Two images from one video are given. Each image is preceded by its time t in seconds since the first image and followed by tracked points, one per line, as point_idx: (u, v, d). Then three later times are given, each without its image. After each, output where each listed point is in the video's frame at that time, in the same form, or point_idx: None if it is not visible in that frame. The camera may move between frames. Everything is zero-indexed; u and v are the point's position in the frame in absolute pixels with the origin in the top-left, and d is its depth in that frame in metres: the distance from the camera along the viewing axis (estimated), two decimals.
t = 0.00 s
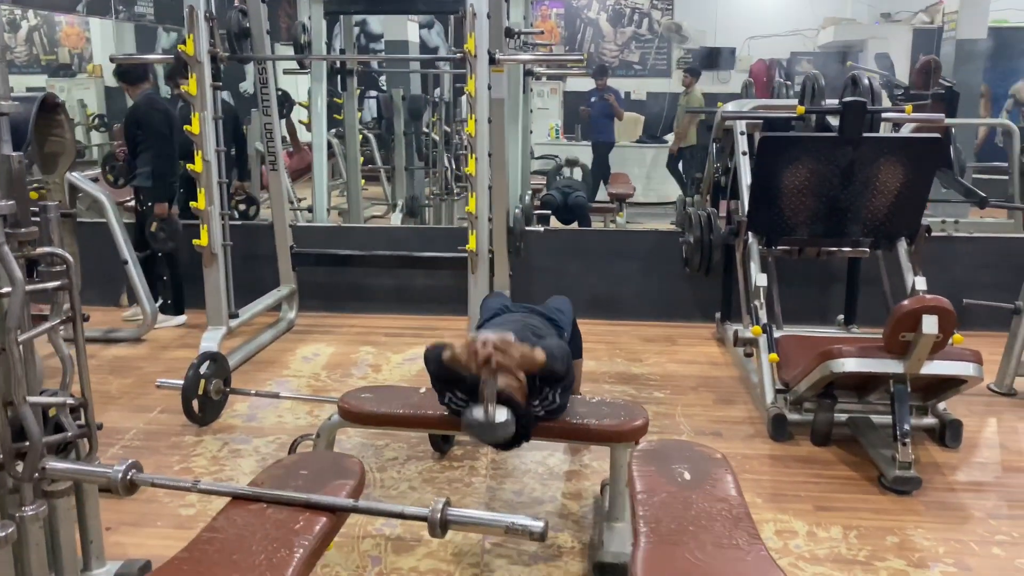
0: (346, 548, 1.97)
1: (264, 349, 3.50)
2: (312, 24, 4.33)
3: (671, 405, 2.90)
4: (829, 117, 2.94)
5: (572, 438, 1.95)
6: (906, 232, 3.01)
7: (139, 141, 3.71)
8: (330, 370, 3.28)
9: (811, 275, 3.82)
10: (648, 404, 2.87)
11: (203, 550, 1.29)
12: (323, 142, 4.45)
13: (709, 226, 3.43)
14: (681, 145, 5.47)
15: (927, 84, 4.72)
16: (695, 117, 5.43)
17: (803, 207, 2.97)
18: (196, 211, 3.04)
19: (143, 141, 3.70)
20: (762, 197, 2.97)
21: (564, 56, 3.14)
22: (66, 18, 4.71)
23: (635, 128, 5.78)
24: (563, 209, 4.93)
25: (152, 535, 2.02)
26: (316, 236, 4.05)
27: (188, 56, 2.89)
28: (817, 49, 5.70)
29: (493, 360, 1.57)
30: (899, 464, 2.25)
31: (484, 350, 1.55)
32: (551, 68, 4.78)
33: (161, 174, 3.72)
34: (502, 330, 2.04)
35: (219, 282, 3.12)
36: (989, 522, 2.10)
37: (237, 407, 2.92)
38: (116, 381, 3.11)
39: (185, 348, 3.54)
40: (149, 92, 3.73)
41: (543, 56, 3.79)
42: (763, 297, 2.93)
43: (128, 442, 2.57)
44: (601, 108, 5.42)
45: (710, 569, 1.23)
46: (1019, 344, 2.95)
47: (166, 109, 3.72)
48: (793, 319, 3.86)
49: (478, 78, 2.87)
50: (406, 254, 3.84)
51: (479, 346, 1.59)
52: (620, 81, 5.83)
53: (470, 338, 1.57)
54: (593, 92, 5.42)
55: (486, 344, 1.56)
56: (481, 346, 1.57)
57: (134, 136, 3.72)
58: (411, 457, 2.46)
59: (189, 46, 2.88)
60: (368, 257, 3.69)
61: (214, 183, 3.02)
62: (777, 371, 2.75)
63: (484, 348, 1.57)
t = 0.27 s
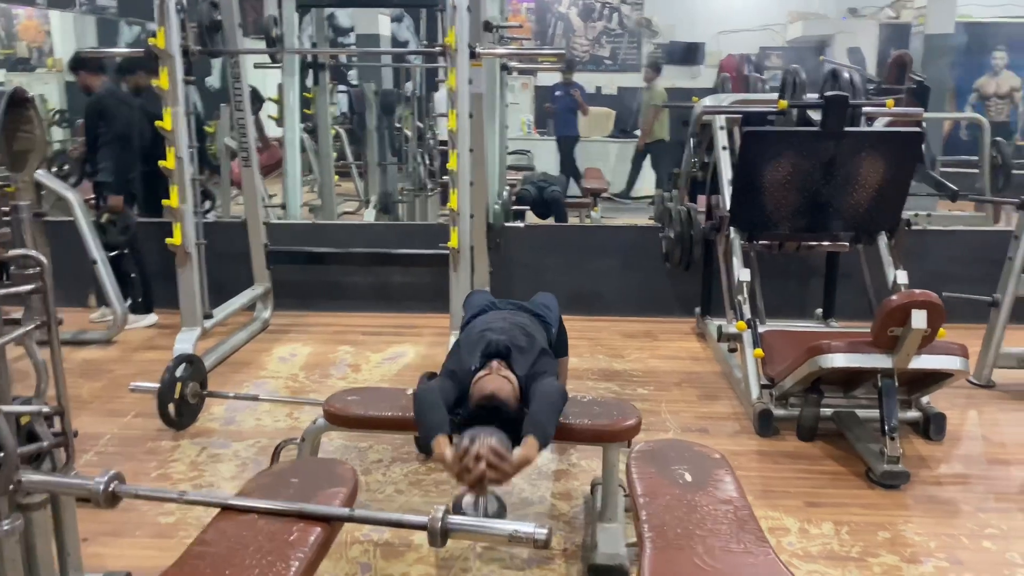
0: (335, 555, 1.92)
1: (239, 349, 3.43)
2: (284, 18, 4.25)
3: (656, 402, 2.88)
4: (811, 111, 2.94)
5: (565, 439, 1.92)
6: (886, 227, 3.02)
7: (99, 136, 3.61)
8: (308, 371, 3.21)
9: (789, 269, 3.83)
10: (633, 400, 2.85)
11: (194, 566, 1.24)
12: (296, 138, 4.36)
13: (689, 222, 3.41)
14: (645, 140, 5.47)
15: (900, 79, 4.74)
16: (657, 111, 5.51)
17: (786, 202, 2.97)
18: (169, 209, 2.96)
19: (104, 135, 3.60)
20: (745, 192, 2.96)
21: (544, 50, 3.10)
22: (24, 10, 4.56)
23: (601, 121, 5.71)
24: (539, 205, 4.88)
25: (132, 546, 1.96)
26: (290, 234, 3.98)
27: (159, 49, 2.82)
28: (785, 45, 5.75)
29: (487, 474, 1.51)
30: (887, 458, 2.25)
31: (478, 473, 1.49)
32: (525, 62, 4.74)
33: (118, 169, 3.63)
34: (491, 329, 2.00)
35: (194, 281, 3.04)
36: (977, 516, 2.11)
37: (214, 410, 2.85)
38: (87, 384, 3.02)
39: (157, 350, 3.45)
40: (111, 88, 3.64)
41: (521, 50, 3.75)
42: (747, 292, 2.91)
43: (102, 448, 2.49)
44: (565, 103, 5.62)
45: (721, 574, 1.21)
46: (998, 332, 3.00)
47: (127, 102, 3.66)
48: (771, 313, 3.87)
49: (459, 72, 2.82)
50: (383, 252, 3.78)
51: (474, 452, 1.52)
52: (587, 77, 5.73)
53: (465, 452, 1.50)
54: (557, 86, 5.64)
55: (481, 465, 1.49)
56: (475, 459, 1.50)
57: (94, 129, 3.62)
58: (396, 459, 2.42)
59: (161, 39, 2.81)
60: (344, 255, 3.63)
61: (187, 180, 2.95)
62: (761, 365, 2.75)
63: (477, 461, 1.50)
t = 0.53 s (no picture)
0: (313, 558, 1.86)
1: (205, 347, 3.34)
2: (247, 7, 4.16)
3: (632, 394, 2.87)
4: (784, 102, 2.94)
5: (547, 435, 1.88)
6: (857, 218, 3.04)
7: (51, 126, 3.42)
8: (277, 368, 3.14)
9: (760, 260, 3.83)
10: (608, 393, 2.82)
11: None
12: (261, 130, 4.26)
13: (661, 213, 3.40)
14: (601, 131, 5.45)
15: (865, 71, 4.77)
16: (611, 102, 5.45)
17: (759, 193, 2.97)
18: (131, 203, 2.87)
19: (55, 126, 3.43)
20: (718, 183, 2.95)
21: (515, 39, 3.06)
22: None
23: (563, 112, 5.75)
24: (508, 196, 4.85)
25: (100, 553, 1.88)
26: (255, 227, 3.89)
27: (119, 37, 2.72)
28: (748, 37, 5.79)
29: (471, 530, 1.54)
30: (866, 449, 2.26)
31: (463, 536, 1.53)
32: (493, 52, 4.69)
33: (73, 160, 3.45)
34: (470, 324, 1.96)
35: (157, 277, 2.95)
36: (956, 504, 2.12)
37: (181, 409, 2.76)
38: (46, 386, 2.92)
39: (119, 348, 3.35)
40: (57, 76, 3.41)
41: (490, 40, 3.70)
42: (722, 283, 2.90)
43: (65, 452, 2.40)
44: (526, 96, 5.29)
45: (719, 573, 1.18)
46: (966, 323, 3.02)
47: (75, 90, 3.46)
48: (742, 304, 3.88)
49: (430, 61, 2.77)
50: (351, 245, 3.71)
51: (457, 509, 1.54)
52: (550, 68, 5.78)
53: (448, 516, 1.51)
54: (520, 77, 5.28)
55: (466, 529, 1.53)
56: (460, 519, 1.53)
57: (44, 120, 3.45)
58: (372, 458, 2.37)
59: (120, 26, 2.71)
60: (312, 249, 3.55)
61: (150, 173, 2.86)
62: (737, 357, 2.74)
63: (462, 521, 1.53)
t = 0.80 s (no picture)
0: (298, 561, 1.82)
1: (178, 345, 3.27)
2: None
3: (615, 389, 2.85)
4: (763, 94, 2.94)
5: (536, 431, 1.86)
6: (836, 210, 3.04)
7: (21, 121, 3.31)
8: (253, 366, 3.08)
9: (737, 253, 3.83)
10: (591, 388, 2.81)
11: None
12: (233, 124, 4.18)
13: (641, 206, 3.39)
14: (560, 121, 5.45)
15: (838, 64, 4.79)
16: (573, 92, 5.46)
17: (739, 185, 2.96)
18: (101, 198, 2.80)
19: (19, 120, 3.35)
20: (699, 175, 2.94)
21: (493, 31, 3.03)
22: None
23: (535, 104, 5.59)
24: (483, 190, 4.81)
25: (75, 560, 1.83)
26: (227, 223, 3.82)
27: (88, 28, 2.65)
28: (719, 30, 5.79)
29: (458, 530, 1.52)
30: (851, 440, 2.26)
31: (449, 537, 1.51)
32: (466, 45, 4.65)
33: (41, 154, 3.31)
34: (454, 320, 1.93)
35: (129, 274, 2.88)
36: (940, 494, 2.14)
37: (156, 410, 2.70)
38: (13, 387, 2.84)
39: (89, 347, 3.27)
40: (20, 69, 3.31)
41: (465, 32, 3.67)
42: (703, 276, 2.89)
43: (36, 455, 2.33)
44: (495, 88, 5.25)
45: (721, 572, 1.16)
46: (943, 314, 3.05)
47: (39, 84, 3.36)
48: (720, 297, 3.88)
49: (408, 52, 2.72)
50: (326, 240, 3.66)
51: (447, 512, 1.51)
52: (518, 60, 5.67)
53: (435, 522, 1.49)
54: (487, 69, 5.18)
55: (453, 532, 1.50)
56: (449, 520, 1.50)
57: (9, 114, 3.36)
58: (354, 457, 2.33)
59: (89, 17, 2.64)
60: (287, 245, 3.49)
61: (120, 167, 2.79)
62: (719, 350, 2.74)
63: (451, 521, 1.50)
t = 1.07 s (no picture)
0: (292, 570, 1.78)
1: (155, 348, 3.19)
2: None
3: (603, 386, 2.84)
4: (747, 91, 2.93)
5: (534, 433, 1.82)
6: (819, 205, 3.05)
7: None
8: (233, 368, 3.02)
9: (719, 249, 3.83)
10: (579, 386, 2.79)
11: None
12: (205, 122, 4.09)
13: (624, 202, 3.37)
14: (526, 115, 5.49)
15: (813, 59, 4.82)
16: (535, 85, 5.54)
17: (724, 181, 2.96)
18: (73, 198, 2.71)
19: None
20: (684, 171, 2.93)
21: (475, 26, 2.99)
22: None
23: (506, 99, 5.57)
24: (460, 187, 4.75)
25: (59, 573, 1.77)
26: (201, 222, 3.73)
27: (58, 22, 2.56)
28: (691, 24, 5.70)
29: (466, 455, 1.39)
30: (843, 435, 2.27)
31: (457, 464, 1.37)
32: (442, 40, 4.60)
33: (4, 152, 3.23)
34: (447, 319, 1.89)
35: (104, 276, 2.80)
36: (932, 488, 2.15)
37: (135, 415, 2.63)
38: None
39: (61, 351, 3.18)
40: None
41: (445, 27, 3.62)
42: (689, 272, 2.88)
43: (12, 464, 2.26)
44: (461, 82, 5.36)
45: None
46: (925, 306, 3.08)
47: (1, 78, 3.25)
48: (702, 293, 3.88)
49: (391, 47, 2.67)
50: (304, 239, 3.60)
51: (452, 429, 1.38)
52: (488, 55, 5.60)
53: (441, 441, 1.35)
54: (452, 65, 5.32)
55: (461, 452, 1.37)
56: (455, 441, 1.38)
57: None
58: (343, 461, 2.28)
59: (60, 11, 2.56)
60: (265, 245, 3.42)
61: (94, 166, 2.70)
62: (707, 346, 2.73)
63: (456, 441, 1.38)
